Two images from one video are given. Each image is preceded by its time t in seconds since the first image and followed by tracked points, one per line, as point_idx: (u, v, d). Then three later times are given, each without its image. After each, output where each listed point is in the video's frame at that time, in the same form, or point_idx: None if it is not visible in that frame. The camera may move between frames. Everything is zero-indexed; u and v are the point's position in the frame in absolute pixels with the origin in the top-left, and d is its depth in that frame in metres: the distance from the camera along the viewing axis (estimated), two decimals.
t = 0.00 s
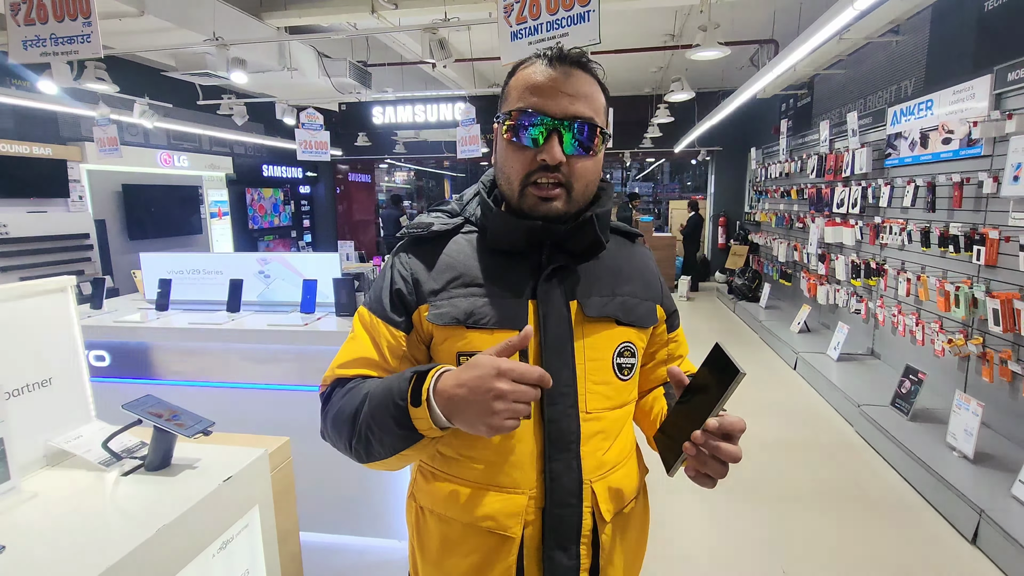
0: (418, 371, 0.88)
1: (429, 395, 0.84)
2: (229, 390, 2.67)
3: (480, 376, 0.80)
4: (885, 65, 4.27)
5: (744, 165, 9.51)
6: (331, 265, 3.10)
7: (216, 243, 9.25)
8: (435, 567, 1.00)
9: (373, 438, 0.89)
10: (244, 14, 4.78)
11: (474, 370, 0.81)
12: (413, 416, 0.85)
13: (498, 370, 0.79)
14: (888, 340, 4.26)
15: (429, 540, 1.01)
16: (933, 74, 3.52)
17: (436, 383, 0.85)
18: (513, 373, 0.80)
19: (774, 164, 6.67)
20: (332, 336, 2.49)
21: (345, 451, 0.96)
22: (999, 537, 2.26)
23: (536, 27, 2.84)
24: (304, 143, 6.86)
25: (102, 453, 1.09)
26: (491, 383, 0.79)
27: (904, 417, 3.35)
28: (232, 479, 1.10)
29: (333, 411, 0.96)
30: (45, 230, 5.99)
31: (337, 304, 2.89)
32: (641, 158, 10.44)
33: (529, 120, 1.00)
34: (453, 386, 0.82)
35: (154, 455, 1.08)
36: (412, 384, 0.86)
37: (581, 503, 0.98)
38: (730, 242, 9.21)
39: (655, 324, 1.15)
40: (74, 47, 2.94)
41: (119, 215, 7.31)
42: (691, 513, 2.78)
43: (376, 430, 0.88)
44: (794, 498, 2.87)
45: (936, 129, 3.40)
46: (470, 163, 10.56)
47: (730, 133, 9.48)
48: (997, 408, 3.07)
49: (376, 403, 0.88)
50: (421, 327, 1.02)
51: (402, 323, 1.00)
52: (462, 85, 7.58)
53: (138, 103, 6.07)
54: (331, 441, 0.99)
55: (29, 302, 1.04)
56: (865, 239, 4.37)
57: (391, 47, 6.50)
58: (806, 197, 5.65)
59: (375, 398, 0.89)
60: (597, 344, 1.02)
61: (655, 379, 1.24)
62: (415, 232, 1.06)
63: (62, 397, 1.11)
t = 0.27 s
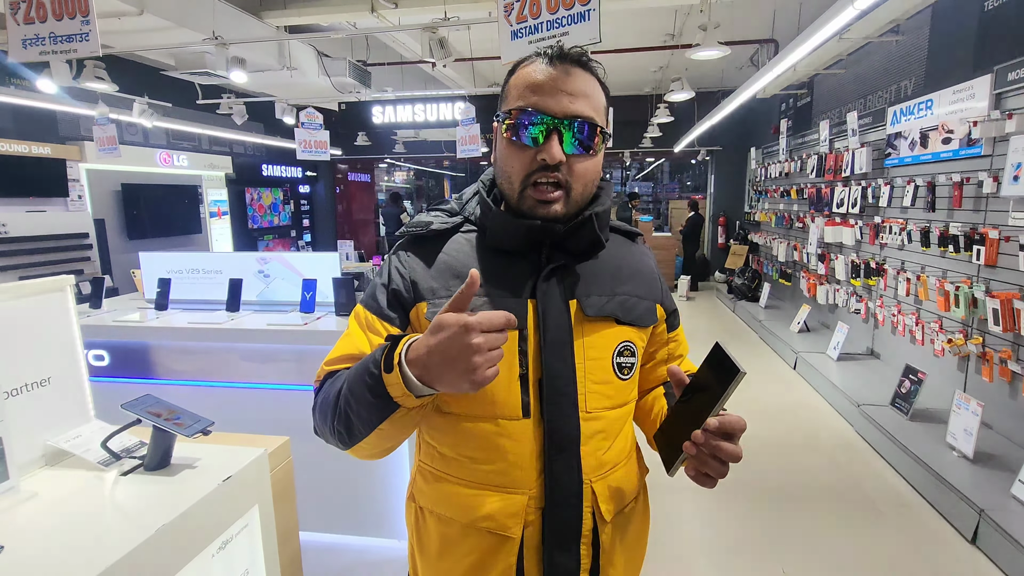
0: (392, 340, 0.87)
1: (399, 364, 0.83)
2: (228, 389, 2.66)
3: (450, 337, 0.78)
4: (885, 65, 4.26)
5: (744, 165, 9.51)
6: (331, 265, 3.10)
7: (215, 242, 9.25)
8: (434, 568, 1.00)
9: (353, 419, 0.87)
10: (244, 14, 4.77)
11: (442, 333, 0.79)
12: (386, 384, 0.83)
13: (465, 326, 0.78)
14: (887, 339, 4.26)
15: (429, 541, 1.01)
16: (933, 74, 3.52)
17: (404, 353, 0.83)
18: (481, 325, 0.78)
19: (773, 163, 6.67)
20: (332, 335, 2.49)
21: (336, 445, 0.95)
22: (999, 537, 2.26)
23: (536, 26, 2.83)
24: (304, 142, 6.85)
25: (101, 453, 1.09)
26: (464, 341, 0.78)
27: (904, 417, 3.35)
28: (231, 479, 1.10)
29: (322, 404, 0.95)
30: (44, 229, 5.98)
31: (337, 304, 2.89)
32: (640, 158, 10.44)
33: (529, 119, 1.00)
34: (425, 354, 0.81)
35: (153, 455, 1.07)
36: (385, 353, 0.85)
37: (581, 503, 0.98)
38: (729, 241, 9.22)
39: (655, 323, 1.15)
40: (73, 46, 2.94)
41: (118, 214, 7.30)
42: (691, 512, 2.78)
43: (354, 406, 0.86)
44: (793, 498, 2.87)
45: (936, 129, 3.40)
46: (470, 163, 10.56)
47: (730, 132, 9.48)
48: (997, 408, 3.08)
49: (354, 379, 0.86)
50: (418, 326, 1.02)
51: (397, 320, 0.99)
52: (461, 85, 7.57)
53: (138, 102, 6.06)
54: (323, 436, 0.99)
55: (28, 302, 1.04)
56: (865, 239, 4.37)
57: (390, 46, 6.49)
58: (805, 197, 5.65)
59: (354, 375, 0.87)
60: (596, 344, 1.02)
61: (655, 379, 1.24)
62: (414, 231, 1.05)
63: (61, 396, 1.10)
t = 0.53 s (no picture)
0: (402, 350, 0.87)
1: (409, 377, 0.83)
2: (228, 389, 2.66)
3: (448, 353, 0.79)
4: (885, 65, 4.27)
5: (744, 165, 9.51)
6: (331, 265, 3.10)
7: (215, 242, 9.25)
8: (434, 569, 1.00)
9: (360, 426, 0.87)
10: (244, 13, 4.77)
11: (441, 349, 0.79)
12: (397, 396, 0.83)
13: (462, 341, 0.78)
14: (887, 339, 4.26)
15: (428, 542, 1.01)
16: (933, 74, 3.53)
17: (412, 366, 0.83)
18: (477, 339, 0.77)
19: (773, 163, 6.68)
20: (332, 335, 2.49)
21: (340, 449, 0.95)
22: (998, 537, 2.26)
23: (536, 25, 2.83)
24: (304, 142, 6.85)
25: (101, 453, 1.09)
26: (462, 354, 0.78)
27: (903, 417, 3.35)
28: (231, 479, 1.09)
29: (325, 407, 0.95)
30: (44, 228, 5.98)
31: (337, 304, 2.89)
32: (640, 158, 10.45)
33: (530, 116, 1.00)
34: (432, 367, 0.81)
35: (154, 455, 1.07)
36: (396, 364, 0.85)
37: (580, 504, 0.98)
38: (729, 241, 9.22)
39: (655, 323, 1.14)
40: (73, 46, 2.94)
41: (118, 213, 7.30)
42: (691, 512, 2.78)
43: (362, 417, 0.86)
44: (793, 498, 2.87)
45: (936, 129, 3.40)
46: (469, 163, 10.57)
47: (729, 132, 9.49)
48: (996, 408, 3.08)
49: (362, 389, 0.86)
50: (417, 326, 1.02)
51: (397, 322, 0.99)
52: (461, 85, 7.58)
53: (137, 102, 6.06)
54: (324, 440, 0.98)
55: (27, 302, 1.04)
56: (864, 239, 4.38)
57: (390, 46, 6.49)
58: (805, 197, 5.65)
59: (361, 385, 0.87)
60: (595, 344, 1.02)
61: (655, 379, 1.24)
62: (412, 232, 1.05)
63: (61, 396, 1.10)
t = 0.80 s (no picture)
0: (432, 337, 0.86)
1: (442, 362, 0.82)
2: (228, 389, 2.66)
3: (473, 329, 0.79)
4: (885, 66, 4.27)
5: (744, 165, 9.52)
6: (331, 265, 3.10)
7: (215, 241, 9.26)
8: (433, 568, 1.00)
9: (379, 416, 0.84)
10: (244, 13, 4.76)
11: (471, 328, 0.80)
12: (428, 380, 0.82)
13: (486, 312, 0.78)
14: (887, 340, 4.26)
15: (427, 541, 1.01)
16: (933, 75, 3.53)
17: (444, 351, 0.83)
18: (500, 308, 0.78)
19: (773, 164, 6.68)
20: (332, 335, 2.49)
21: (345, 446, 0.92)
22: (998, 538, 2.27)
23: (537, 25, 2.83)
24: (303, 142, 6.85)
25: (101, 453, 1.09)
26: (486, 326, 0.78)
27: (902, 417, 3.35)
28: (231, 479, 1.09)
29: (332, 402, 0.92)
30: (44, 228, 5.97)
31: (336, 304, 2.89)
32: (640, 159, 10.45)
33: (531, 115, 1.00)
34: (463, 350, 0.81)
35: (153, 455, 1.07)
36: (426, 350, 0.84)
37: (579, 503, 0.98)
38: (728, 241, 9.23)
39: (653, 322, 1.14)
40: (73, 45, 2.93)
41: (118, 213, 7.30)
42: (691, 512, 2.78)
43: (384, 405, 0.84)
44: (793, 498, 2.87)
45: (935, 129, 3.40)
46: (469, 163, 10.57)
47: (729, 132, 9.49)
48: (995, 409, 3.08)
49: (384, 377, 0.84)
50: (418, 324, 1.01)
51: (404, 315, 0.99)
52: (461, 85, 7.58)
53: (137, 101, 6.05)
54: (328, 439, 0.95)
55: (27, 302, 1.04)
56: (864, 240, 4.38)
57: (390, 46, 6.49)
58: (805, 198, 5.66)
59: (382, 374, 0.85)
60: (593, 344, 1.02)
61: (653, 378, 1.24)
62: (411, 230, 1.06)
63: (61, 396, 1.10)
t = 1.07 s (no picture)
0: (466, 353, 0.85)
1: (481, 382, 0.81)
2: (227, 388, 2.65)
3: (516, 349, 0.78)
4: (885, 65, 4.27)
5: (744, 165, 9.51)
6: (331, 264, 3.09)
7: (215, 240, 9.28)
8: (435, 569, 0.99)
9: (408, 427, 0.83)
10: (243, 11, 4.75)
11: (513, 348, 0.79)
12: (466, 401, 0.81)
13: (530, 333, 0.78)
14: (887, 339, 4.26)
15: (429, 541, 1.00)
16: (933, 75, 3.53)
17: (481, 370, 0.82)
18: (546, 330, 0.77)
19: (773, 163, 6.68)
20: (332, 334, 2.48)
21: (359, 454, 0.89)
22: (998, 538, 2.26)
23: (538, 24, 2.83)
24: (303, 141, 6.84)
25: (101, 452, 1.08)
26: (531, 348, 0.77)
27: (902, 417, 3.35)
28: (231, 478, 1.09)
29: (347, 410, 0.88)
30: (43, 226, 5.97)
31: (336, 303, 2.89)
32: (640, 158, 10.45)
33: (537, 117, 0.99)
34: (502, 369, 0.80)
35: (153, 454, 1.07)
36: (463, 368, 0.83)
37: (582, 502, 0.97)
38: (728, 241, 9.22)
39: (654, 321, 1.14)
40: (72, 43, 2.93)
41: (118, 212, 7.30)
42: (691, 512, 2.78)
43: (417, 421, 0.83)
44: (793, 498, 2.86)
45: (935, 129, 3.40)
46: (469, 162, 10.56)
47: (729, 132, 9.49)
48: (995, 409, 3.08)
49: (418, 389, 0.83)
50: (422, 321, 1.01)
51: (410, 312, 0.97)
52: (461, 84, 7.57)
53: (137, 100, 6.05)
54: (338, 444, 0.91)
55: (26, 301, 1.03)
56: (864, 239, 4.38)
57: (390, 45, 6.49)
58: (805, 197, 5.66)
59: (414, 384, 0.84)
60: (596, 342, 1.02)
61: (654, 377, 1.24)
62: (412, 228, 1.06)
63: (60, 395, 1.10)
